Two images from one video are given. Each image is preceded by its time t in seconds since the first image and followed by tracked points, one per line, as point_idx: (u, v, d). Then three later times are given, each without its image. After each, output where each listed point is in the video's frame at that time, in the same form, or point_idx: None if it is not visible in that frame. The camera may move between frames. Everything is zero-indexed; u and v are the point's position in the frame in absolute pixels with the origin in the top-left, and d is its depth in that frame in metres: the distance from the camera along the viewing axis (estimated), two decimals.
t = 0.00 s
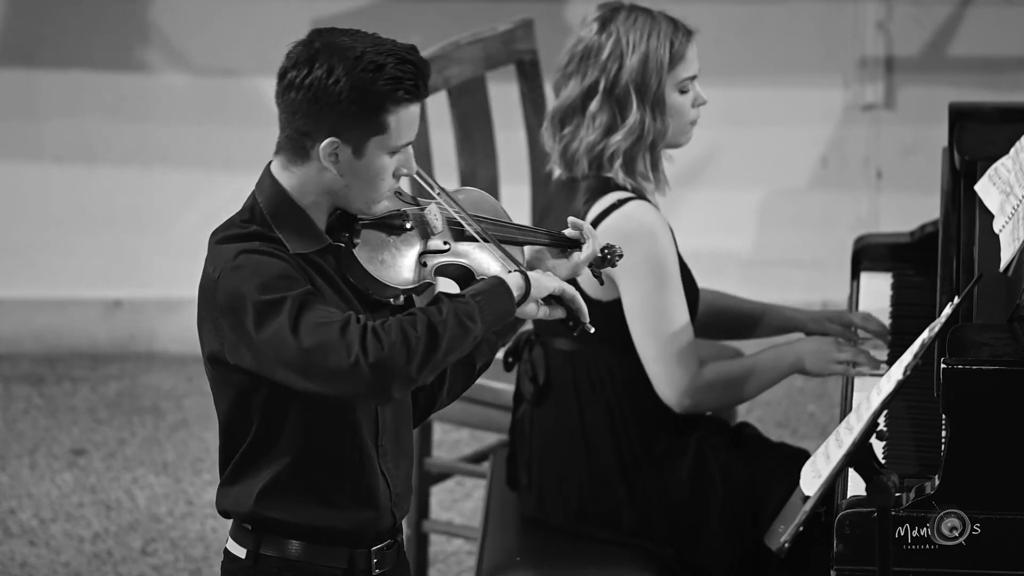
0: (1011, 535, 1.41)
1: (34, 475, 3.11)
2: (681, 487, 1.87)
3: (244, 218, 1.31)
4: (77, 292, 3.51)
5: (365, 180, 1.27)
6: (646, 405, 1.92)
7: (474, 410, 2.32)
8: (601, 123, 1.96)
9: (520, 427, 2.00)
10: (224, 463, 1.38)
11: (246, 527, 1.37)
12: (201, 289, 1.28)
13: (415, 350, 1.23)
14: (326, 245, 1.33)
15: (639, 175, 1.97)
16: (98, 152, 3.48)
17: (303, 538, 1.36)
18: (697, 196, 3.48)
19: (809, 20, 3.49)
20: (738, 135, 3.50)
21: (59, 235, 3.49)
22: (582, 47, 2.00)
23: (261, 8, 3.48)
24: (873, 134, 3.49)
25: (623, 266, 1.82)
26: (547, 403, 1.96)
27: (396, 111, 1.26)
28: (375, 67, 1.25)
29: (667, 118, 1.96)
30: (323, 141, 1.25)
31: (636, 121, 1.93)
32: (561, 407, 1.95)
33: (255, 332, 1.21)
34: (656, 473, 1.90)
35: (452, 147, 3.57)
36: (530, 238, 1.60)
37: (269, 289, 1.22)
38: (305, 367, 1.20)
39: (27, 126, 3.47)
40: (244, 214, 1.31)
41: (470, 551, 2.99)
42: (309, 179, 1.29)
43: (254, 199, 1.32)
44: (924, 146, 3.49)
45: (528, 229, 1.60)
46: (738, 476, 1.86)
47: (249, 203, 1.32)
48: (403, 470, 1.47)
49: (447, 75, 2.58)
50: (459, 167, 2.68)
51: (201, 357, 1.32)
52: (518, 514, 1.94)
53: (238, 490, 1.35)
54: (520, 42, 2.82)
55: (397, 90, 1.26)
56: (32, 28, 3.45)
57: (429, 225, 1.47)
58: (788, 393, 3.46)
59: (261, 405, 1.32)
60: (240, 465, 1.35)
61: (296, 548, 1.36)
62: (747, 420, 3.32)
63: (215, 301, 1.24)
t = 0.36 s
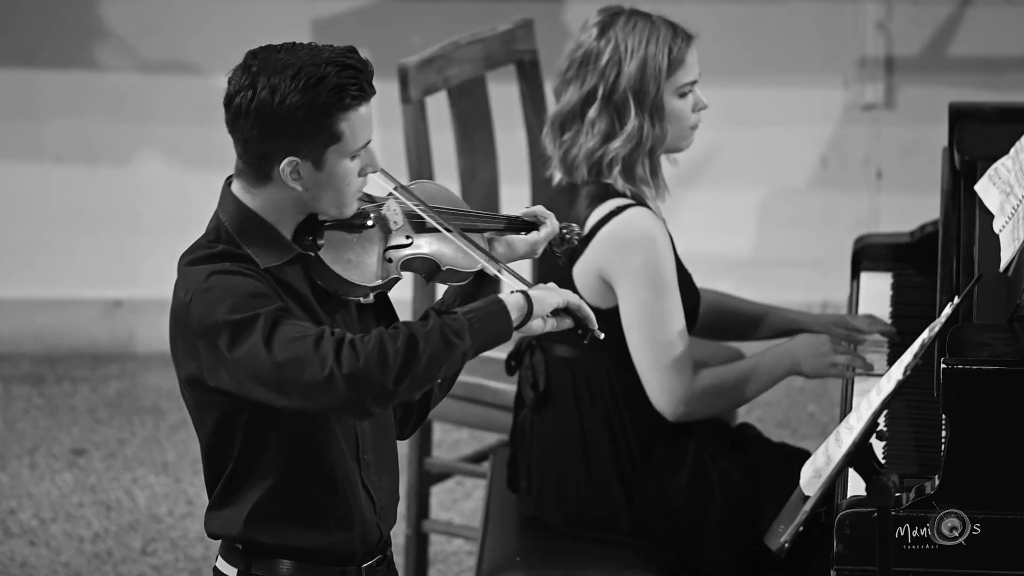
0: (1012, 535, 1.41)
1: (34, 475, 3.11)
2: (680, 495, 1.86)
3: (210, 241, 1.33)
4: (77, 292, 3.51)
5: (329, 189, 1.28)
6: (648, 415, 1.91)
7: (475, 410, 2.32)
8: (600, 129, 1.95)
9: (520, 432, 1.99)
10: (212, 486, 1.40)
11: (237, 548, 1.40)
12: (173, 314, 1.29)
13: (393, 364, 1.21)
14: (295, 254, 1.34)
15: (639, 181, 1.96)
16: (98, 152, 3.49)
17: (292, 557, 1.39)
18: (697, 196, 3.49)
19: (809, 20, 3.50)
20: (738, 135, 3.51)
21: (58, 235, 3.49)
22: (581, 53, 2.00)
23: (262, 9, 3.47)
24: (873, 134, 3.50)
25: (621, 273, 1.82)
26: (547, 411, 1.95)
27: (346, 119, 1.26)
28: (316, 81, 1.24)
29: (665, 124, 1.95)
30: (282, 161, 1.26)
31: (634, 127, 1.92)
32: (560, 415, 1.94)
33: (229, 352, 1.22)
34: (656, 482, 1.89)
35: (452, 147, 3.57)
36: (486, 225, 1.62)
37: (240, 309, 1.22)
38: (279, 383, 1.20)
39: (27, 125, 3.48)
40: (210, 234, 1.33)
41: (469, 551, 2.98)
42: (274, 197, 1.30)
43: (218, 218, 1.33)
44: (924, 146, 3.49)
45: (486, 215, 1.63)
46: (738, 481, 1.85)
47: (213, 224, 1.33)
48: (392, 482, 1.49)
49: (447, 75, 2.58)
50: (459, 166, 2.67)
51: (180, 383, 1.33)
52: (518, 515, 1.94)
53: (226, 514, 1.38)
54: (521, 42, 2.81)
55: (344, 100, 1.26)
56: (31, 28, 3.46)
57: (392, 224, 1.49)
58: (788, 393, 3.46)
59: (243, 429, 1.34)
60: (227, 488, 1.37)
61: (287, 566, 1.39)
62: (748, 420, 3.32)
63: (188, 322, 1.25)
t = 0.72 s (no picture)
0: (1012, 534, 1.41)
1: (34, 475, 3.11)
2: (680, 502, 1.85)
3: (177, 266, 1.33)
4: (77, 293, 3.52)
5: (298, 202, 1.30)
6: (648, 424, 1.90)
7: (475, 410, 2.31)
8: (598, 134, 1.95)
9: (521, 436, 1.99)
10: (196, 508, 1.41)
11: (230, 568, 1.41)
12: (149, 336, 1.30)
13: (375, 398, 1.22)
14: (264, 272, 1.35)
15: (638, 185, 1.96)
16: (99, 151, 3.49)
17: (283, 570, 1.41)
18: (698, 197, 3.53)
19: (809, 20, 3.49)
20: (738, 135, 3.54)
21: (59, 235, 3.50)
22: (580, 56, 1.98)
23: (262, 7, 3.45)
24: (873, 134, 3.52)
25: (622, 279, 1.82)
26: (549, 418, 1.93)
27: (316, 131, 1.28)
28: (290, 92, 1.26)
29: (663, 129, 1.95)
30: (253, 172, 1.27)
31: (631, 133, 1.92)
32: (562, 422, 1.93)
33: (206, 376, 1.23)
34: (657, 491, 1.88)
35: (451, 147, 3.57)
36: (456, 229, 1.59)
37: (215, 334, 1.24)
38: (257, 410, 1.21)
39: (27, 126, 3.47)
40: (179, 254, 1.33)
41: (469, 551, 2.98)
42: (242, 212, 1.31)
43: (186, 237, 1.33)
44: (924, 146, 3.51)
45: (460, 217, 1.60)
46: (738, 485, 1.84)
47: (180, 243, 1.34)
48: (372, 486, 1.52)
49: (447, 75, 2.58)
50: (459, 166, 2.66)
51: (159, 405, 1.35)
52: (518, 519, 1.92)
53: (214, 536, 1.39)
54: (521, 42, 2.81)
55: (317, 111, 1.28)
56: (32, 29, 3.46)
57: (360, 237, 1.50)
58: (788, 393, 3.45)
59: (220, 454, 1.35)
60: (210, 510, 1.38)
61: None
62: (748, 420, 3.32)
63: (163, 344, 1.26)
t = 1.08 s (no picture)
0: (1012, 534, 1.41)
1: (34, 475, 3.12)
2: (680, 503, 1.85)
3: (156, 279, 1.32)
4: (77, 293, 3.58)
5: (275, 214, 1.28)
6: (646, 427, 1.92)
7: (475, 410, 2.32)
8: (598, 136, 1.95)
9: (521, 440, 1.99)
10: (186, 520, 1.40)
11: None
12: (132, 350, 1.30)
13: (347, 434, 1.18)
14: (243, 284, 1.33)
15: (636, 187, 1.96)
16: (98, 151, 3.49)
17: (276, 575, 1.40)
18: (697, 196, 3.59)
19: (809, 20, 3.48)
20: (738, 135, 3.56)
21: (59, 235, 3.55)
22: (581, 57, 1.98)
23: (261, 6, 3.44)
24: (873, 134, 3.54)
25: (621, 280, 1.82)
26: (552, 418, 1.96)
27: (294, 143, 1.26)
28: (268, 104, 1.25)
29: (662, 133, 1.94)
30: (228, 183, 1.25)
31: (629, 136, 1.92)
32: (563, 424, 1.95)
33: (185, 396, 1.22)
34: (655, 493, 1.88)
35: (451, 147, 3.57)
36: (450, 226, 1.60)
37: (193, 355, 1.23)
38: (232, 435, 1.20)
39: (27, 126, 3.49)
40: (159, 266, 1.32)
41: (469, 551, 2.98)
42: (219, 223, 1.29)
43: (166, 248, 1.33)
44: (924, 146, 3.53)
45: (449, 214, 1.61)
46: (738, 487, 1.84)
47: (161, 254, 1.33)
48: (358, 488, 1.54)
49: (447, 75, 2.58)
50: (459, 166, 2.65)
51: (144, 419, 1.34)
52: (518, 519, 1.91)
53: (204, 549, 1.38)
54: (521, 42, 2.81)
55: (294, 123, 1.26)
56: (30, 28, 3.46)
57: (343, 242, 1.51)
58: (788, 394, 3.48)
59: (204, 468, 1.34)
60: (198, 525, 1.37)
61: None
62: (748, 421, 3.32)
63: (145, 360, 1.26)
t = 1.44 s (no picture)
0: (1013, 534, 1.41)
1: (34, 475, 3.12)
2: (680, 503, 1.85)
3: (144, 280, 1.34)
4: (77, 292, 3.58)
5: (255, 219, 1.29)
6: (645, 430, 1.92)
7: (475, 410, 2.32)
8: (595, 136, 1.95)
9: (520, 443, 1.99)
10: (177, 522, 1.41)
11: None
12: (118, 349, 1.32)
13: (309, 462, 1.17)
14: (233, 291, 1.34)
15: (635, 186, 1.97)
16: (98, 151, 3.49)
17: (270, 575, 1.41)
18: (699, 196, 3.59)
19: (809, 20, 3.49)
20: (738, 135, 3.56)
21: (59, 235, 3.55)
22: (576, 58, 1.99)
23: (261, 6, 3.44)
24: (873, 134, 3.54)
25: (620, 279, 1.81)
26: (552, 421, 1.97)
27: (283, 145, 1.27)
28: (262, 98, 1.28)
29: (659, 132, 1.94)
30: (209, 172, 1.27)
31: (626, 136, 1.92)
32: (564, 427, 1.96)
33: (163, 401, 1.24)
34: (655, 494, 1.88)
35: (451, 147, 3.57)
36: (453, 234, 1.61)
37: (172, 361, 1.24)
38: (206, 442, 1.22)
39: (27, 126, 3.49)
40: (149, 267, 1.34)
41: (469, 551, 2.98)
42: (201, 217, 1.31)
43: (157, 249, 1.34)
44: (924, 146, 3.54)
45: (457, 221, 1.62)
46: (738, 488, 1.84)
47: (152, 254, 1.34)
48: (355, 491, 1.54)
49: (447, 75, 2.58)
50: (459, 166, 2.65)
51: (131, 418, 1.35)
52: (517, 518, 1.91)
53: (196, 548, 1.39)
54: (521, 42, 2.81)
55: (284, 124, 1.27)
56: (30, 27, 3.45)
57: (341, 250, 1.49)
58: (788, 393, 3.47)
59: (190, 469, 1.34)
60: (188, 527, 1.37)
61: None
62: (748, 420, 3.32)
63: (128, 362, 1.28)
